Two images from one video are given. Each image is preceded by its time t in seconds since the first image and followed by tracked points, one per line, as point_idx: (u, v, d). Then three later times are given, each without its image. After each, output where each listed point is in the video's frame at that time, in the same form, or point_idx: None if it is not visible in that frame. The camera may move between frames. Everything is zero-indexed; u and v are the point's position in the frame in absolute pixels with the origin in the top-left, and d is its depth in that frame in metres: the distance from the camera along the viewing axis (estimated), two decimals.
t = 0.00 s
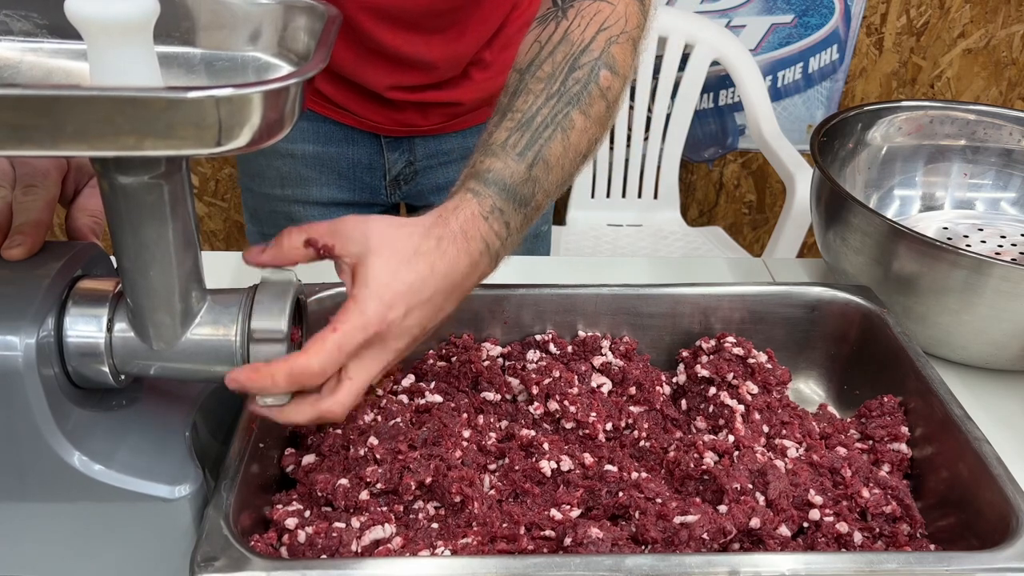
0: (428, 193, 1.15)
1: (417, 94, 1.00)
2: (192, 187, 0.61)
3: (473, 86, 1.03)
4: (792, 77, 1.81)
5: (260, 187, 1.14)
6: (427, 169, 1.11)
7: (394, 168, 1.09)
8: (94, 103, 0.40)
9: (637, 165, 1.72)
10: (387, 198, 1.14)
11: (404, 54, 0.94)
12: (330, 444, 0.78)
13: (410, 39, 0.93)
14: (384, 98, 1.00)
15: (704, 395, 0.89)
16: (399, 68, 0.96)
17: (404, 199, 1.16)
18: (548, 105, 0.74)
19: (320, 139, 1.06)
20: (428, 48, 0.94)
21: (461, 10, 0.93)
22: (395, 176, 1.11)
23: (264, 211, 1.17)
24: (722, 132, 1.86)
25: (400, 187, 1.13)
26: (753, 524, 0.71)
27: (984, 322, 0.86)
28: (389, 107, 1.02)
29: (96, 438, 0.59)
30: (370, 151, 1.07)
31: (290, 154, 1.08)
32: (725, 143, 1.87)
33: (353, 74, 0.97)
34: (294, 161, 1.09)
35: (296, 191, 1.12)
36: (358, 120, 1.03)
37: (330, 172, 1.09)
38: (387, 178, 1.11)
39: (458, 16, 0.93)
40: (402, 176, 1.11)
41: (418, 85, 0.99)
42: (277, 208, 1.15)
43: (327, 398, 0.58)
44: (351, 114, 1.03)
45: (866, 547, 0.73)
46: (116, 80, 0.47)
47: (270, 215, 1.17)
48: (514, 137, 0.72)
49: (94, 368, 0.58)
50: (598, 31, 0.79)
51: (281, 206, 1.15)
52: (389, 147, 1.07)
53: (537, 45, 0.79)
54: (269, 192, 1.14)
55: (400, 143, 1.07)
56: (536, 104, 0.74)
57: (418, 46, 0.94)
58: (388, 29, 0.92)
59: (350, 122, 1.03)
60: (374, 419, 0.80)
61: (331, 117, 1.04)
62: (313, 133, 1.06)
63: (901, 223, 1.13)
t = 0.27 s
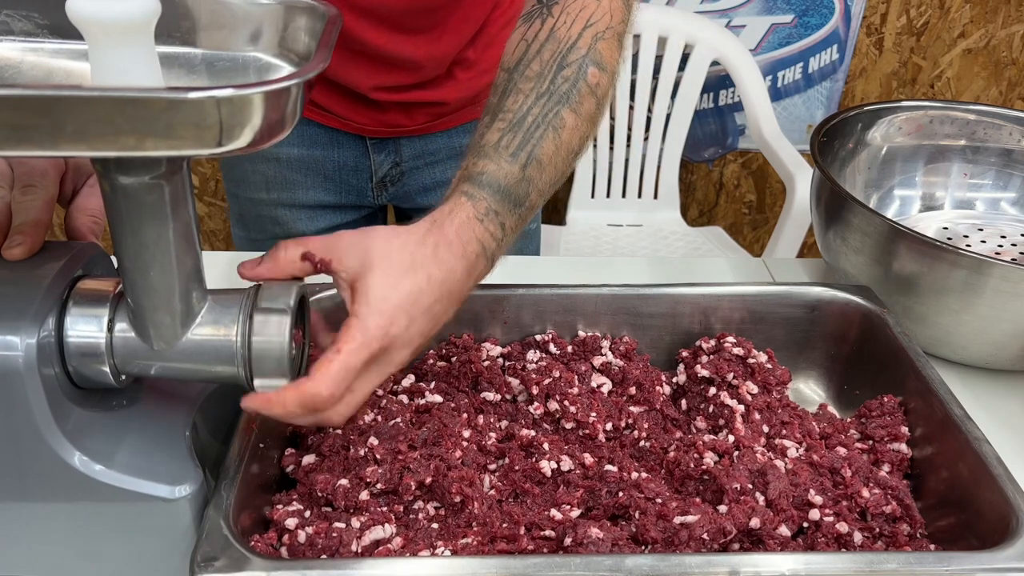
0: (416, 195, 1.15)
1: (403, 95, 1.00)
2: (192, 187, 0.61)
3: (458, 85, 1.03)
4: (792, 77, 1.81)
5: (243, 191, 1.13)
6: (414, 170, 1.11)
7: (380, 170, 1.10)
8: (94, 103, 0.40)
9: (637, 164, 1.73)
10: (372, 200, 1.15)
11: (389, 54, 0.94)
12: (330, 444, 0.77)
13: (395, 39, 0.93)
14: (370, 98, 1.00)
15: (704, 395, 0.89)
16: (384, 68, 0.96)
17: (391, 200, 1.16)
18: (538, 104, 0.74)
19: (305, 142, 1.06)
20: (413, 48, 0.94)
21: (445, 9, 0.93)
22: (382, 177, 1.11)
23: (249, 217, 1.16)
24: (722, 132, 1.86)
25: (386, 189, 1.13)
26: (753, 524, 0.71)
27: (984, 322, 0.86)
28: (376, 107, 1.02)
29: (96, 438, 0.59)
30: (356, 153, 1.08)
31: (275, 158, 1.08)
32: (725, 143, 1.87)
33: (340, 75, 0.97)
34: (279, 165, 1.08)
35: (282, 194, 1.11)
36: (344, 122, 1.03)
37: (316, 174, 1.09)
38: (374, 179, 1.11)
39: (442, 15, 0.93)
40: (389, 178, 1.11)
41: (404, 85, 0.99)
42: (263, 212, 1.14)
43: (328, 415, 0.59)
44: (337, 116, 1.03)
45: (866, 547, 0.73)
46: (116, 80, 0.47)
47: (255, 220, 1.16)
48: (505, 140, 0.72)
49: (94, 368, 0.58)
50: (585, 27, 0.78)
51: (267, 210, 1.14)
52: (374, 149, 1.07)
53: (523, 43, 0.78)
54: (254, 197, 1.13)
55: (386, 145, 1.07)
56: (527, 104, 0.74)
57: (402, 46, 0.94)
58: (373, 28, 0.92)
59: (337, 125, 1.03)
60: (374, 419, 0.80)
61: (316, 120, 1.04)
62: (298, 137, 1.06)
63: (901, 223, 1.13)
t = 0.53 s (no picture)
0: (408, 195, 1.15)
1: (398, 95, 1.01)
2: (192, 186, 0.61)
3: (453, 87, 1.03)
4: (792, 77, 1.81)
5: (236, 195, 1.13)
6: (407, 171, 1.11)
7: (372, 171, 1.09)
8: (94, 103, 0.40)
9: (637, 164, 1.73)
10: (365, 201, 1.15)
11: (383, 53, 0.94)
12: (330, 444, 0.77)
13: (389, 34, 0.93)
14: (366, 100, 1.00)
15: (704, 395, 0.89)
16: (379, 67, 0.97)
17: (384, 201, 1.16)
18: (566, 112, 0.72)
19: (297, 144, 1.06)
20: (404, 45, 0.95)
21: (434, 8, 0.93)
22: (374, 179, 1.11)
23: (241, 219, 1.15)
24: (722, 132, 1.86)
25: (378, 190, 1.13)
26: (753, 524, 0.71)
27: (984, 322, 0.86)
28: (373, 110, 1.02)
29: (96, 438, 0.60)
30: (348, 155, 1.07)
31: (267, 160, 1.07)
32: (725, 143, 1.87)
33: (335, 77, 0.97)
34: (270, 167, 1.08)
35: (274, 197, 1.11)
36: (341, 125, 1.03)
37: (309, 176, 1.09)
38: (367, 181, 1.11)
39: (432, 13, 0.94)
40: (381, 179, 1.11)
41: (397, 85, 0.99)
42: (255, 214, 1.14)
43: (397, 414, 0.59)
44: (333, 119, 1.03)
45: (866, 547, 0.73)
46: (116, 80, 0.47)
47: (248, 223, 1.16)
48: (546, 153, 0.69)
49: (94, 368, 0.58)
50: (596, 28, 0.77)
51: (260, 213, 1.13)
52: (366, 150, 1.07)
53: (535, 45, 0.77)
54: (246, 200, 1.12)
55: (379, 146, 1.07)
56: (555, 111, 0.72)
57: (396, 44, 0.94)
58: (368, 28, 0.92)
59: (334, 128, 1.03)
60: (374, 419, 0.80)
61: (310, 122, 1.03)
62: (290, 139, 1.05)
63: (901, 223, 1.13)
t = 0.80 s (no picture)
0: (421, 188, 1.15)
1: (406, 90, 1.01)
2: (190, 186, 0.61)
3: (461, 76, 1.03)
4: (792, 77, 1.81)
5: (246, 195, 1.12)
6: (420, 164, 1.11)
7: (386, 165, 1.10)
8: (93, 101, 0.40)
9: (637, 164, 1.73)
10: (378, 196, 1.15)
11: (389, 50, 0.94)
12: (330, 444, 0.77)
13: (392, 33, 0.93)
14: (372, 96, 1.00)
15: (704, 395, 0.89)
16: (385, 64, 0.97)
17: (398, 195, 1.16)
18: (572, 54, 0.74)
19: (310, 143, 1.06)
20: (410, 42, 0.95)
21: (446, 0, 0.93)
22: (388, 173, 1.11)
23: (251, 221, 1.15)
24: (722, 132, 1.86)
25: (392, 185, 1.13)
26: (753, 524, 0.71)
27: (984, 322, 0.86)
28: (380, 105, 1.02)
29: (95, 438, 0.60)
30: (362, 151, 1.08)
31: (279, 160, 1.07)
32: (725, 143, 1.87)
33: (341, 76, 0.97)
34: (282, 167, 1.08)
35: (286, 197, 1.11)
36: (350, 121, 1.03)
37: (322, 175, 1.09)
38: (380, 175, 1.11)
39: (442, 7, 0.94)
40: (395, 173, 1.11)
41: (413, 81, 1.00)
42: (265, 215, 1.13)
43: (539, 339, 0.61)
44: (340, 116, 1.03)
45: (866, 547, 0.73)
46: (113, 79, 0.47)
47: (258, 224, 1.15)
48: (554, 96, 0.73)
49: (93, 368, 0.58)
50: None
51: (270, 214, 1.13)
52: (380, 145, 1.07)
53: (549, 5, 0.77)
54: (257, 201, 1.12)
55: (392, 141, 1.07)
56: (563, 58, 0.74)
57: (400, 41, 0.94)
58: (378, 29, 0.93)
59: (342, 125, 1.03)
60: (374, 419, 0.79)
61: (323, 121, 1.03)
62: (302, 138, 1.05)
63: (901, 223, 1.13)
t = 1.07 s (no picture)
0: (446, 188, 1.16)
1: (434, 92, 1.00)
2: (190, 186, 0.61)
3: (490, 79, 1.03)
4: (792, 77, 1.81)
5: (272, 192, 1.12)
6: (447, 165, 1.11)
7: (414, 165, 1.10)
8: (92, 101, 0.40)
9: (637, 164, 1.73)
10: (405, 196, 1.16)
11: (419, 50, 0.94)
12: (330, 444, 0.77)
13: (424, 33, 0.93)
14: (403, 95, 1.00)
15: (704, 395, 0.89)
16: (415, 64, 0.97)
17: (423, 195, 1.17)
18: (625, 82, 0.90)
19: (338, 142, 1.06)
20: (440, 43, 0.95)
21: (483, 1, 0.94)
22: (416, 173, 1.12)
23: (275, 218, 1.15)
24: (721, 133, 1.86)
25: (418, 185, 1.14)
26: (753, 524, 0.71)
27: (984, 322, 0.86)
28: (408, 105, 1.02)
29: (95, 437, 0.60)
30: (389, 151, 1.08)
31: (307, 160, 1.08)
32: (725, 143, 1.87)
33: (372, 73, 0.98)
34: (311, 166, 1.08)
35: (313, 195, 1.11)
36: (377, 120, 1.03)
37: (349, 175, 1.09)
38: (408, 175, 1.12)
39: (479, 8, 0.94)
40: (422, 173, 1.12)
41: (445, 83, 1.00)
42: (290, 213, 1.13)
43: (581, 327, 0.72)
44: (368, 115, 1.03)
45: (866, 547, 0.73)
46: (112, 79, 0.47)
47: (282, 222, 1.15)
48: (602, 117, 0.88)
49: (93, 368, 0.58)
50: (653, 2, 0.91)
51: (294, 212, 1.13)
52: (409, 146, 1.08)
53: (599, 25, 0.91)
54: (283, 199, 1.12)
55: (420, 141, 1.08)
56: (615, 83, 0.89)
57: (432, 41, 0.94)
58: (415, 30, 0.93)
59: (369, 124, 1.04)
60: (374, 419, 0.79)
61: (351, 120, 1.04)
62: (330, 136, 1.06)
63: (901, 223, 1.13)
